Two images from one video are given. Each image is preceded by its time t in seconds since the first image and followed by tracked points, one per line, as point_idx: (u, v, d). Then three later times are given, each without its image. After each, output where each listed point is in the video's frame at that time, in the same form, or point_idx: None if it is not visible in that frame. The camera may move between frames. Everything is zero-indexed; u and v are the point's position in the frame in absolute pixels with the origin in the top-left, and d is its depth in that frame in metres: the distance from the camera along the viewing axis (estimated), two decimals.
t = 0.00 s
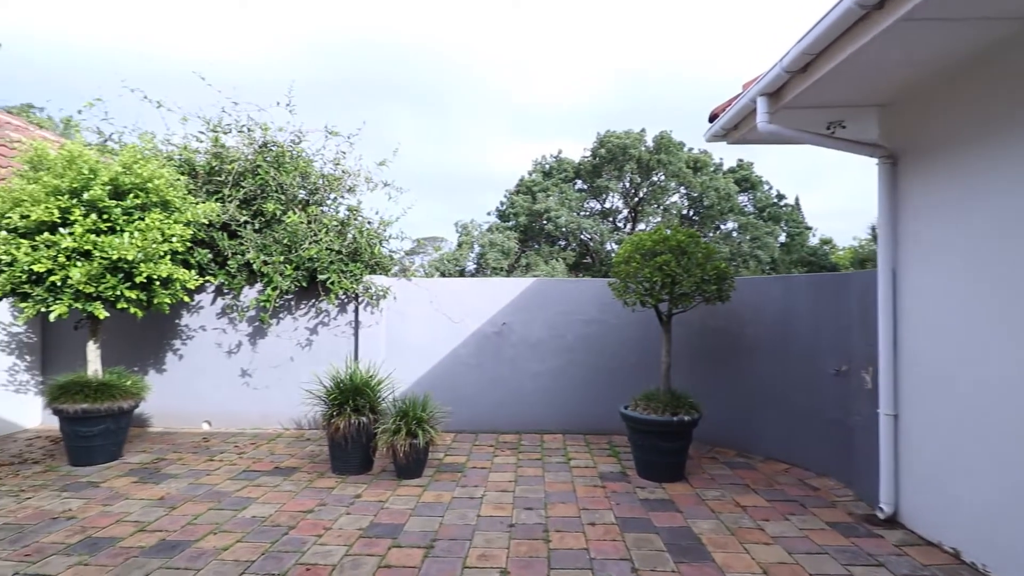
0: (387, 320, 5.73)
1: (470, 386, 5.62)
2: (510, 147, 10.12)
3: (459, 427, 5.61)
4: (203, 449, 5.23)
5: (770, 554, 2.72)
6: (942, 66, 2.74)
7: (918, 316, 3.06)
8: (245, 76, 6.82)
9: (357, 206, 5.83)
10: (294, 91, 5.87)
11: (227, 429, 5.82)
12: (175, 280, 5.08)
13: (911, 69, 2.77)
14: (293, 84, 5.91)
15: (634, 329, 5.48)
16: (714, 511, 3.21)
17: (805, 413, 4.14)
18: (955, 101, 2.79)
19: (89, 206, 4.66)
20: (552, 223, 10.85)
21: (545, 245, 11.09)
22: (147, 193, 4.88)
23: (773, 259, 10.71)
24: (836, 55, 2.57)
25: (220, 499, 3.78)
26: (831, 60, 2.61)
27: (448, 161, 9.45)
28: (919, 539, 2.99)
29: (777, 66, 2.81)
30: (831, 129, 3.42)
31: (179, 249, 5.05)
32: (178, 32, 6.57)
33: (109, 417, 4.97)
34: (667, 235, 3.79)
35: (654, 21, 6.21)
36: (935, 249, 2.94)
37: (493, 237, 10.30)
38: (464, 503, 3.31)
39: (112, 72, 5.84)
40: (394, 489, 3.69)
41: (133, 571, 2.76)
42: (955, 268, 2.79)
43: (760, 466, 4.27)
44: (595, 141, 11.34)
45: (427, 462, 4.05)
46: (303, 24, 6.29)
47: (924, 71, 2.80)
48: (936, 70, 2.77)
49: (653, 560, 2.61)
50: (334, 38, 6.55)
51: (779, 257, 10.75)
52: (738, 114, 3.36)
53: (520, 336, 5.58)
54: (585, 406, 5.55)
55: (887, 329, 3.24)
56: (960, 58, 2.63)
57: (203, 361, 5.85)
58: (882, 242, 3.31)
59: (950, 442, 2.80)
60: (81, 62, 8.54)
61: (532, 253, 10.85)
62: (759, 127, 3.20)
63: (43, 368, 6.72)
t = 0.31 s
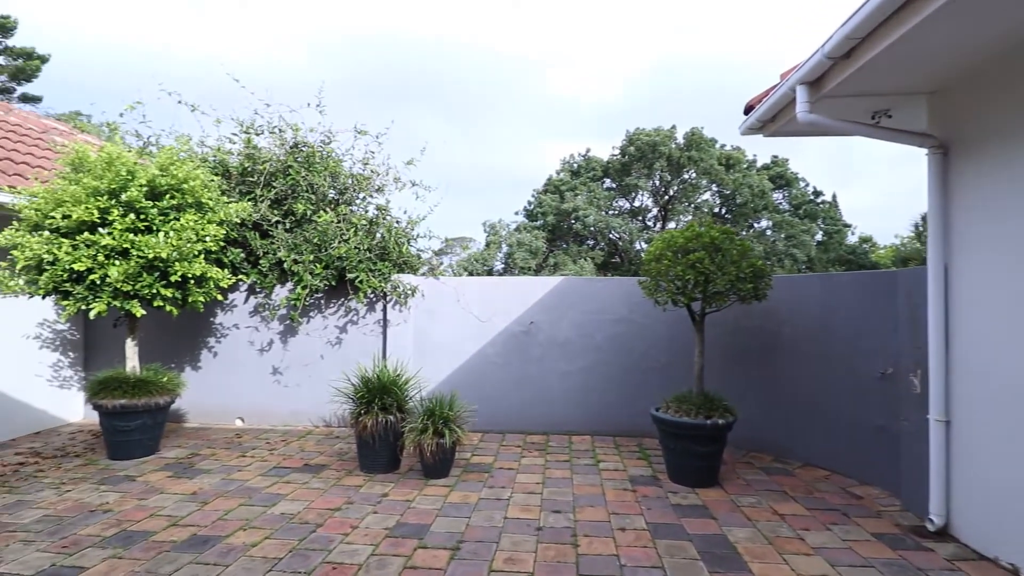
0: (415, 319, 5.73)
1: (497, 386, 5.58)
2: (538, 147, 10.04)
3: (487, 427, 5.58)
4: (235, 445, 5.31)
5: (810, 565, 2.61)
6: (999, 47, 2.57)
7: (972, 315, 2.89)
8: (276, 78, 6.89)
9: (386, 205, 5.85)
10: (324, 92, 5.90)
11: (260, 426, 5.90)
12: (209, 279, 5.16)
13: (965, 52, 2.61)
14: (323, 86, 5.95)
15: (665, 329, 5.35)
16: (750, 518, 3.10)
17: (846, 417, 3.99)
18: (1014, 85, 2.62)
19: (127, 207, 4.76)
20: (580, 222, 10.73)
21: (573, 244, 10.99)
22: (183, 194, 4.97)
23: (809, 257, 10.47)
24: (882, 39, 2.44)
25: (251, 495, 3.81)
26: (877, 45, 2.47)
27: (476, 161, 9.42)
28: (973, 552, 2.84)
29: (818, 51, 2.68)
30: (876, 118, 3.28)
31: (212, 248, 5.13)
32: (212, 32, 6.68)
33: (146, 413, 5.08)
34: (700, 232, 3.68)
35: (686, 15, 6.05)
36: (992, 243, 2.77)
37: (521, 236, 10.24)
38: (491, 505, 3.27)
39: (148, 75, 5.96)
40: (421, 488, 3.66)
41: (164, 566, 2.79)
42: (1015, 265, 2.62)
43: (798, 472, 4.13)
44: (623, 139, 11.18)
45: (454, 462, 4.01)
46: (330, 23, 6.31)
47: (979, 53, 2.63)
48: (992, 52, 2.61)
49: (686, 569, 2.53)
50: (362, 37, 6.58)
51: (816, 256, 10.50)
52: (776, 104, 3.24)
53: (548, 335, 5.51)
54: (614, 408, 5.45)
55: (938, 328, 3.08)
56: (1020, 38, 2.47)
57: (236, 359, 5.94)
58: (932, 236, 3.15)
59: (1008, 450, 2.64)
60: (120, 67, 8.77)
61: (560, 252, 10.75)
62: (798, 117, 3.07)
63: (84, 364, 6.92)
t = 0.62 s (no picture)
0: (437, 318, 5.70)
1: (520, 386, 5.53)
2: (562, 147, 9.96)
3: (510, 428, 5.54)
4: (260, 442, 5.35)
5: None
6: None
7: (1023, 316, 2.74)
8: (300, 79, 6.94)
9: (409, 205, 5.85)
10: (347, 92, 5.91)
11: (284, 423, 5.94)
12: (235, 278, 5.20)
13: (1015, 36, 2.46)
14: (347, 86, 5.96)
15: (692, 329, 5.23)
16: (783, 526, 3.00)
17: (884, 422, 3.84)
18: None
19: (155, 207, 4.81)
20: (603, 221, 10.60)
21: (597, 244, 10.86)
22: (209, 194, 5.02)
23: (841, 256, 10.24)
24: (925, 23, 2.32)
25: (273, 493, 3.82)
26: (919, 29, 2.35)
27: (499, 162, 9.38)
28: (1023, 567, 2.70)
29: (856, 37, 2.56)
30: (917, 108, 3.21)
31: (238, 247, 5.17)
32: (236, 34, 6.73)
33: (174, 410, 5.15)
34: (729, 229, 3.58)
35: (713, 12, 5.92)
36: None
37: (543, 236, 10.15)
38: (513, 507, 3.22)
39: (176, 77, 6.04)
40: (443, 489, 3.62)
41: (187, 563, 2.79)
42: None
43: (833, 478, 3.99)
44: (648, 137, 11.03)
45: (475, 463, 3.96)
46: (352, 23, 6.32)
47: None
48: None
49: None
50: (384, 36, 6.58)
51: (848, 255, 10.27)
52: (809, 96, 3.12)
53: (572, 335, 5.44)
54: (638, 409, 5.35)
55: (985, 329, 2.94)
56: None
57: (262, 357, 5.99)
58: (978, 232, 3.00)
59: None
60: (150, 71, 8.93)
61: (583, 252, 10.64)
62: (833, 108, 2.95)
63: (117, 361, 7.06)
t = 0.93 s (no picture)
0: (458, 317, 5.66)
1: (541, 387, 5.47)
2: (584, 146, 9.87)
3: (531, 429, 5.49)
4: (283, 440, 5.37)
5: None
6: None
7: None
8: (323, 79, 6.97)
9: (429, 203, 5.83)
10: (368, 91, 5.91)
11: (307, 421, 5.97)
12: (258, 277, 5.23)
13: None
14: (368, 85, 5.95)
15: (718, 329, 5.11)
16: (815, 535, 2.89)
17: (922, 426, 3.70)
18: None
19: (180, 206, 4.85)
20: (625, 220, 10.47)
21: (619, 243, 10.75)
22: (233, 193, 5.06)
23: (872, 255, 10.07)
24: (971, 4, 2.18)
25: (294, 491, 3.82)
26: (964, 11, 2.22)
27: (521, 161, 9.33)
28: None
29: (895, 20, 2.43)
30: (958, 98, 3.00)
31: (261, 246, 5.20)
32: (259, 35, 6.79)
33: (198, 407, 5.20)
34: (758, 225, 3.48)
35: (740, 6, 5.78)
36: None
37: (564, 236, 10.07)
38: (534, 509, 3.17)
39: (201, 79, 6.10)
40: (463, 489, 3.58)
41: (207, 560, 2.79)
42: None
43: (867, 485, 3.86)
44: (671, 134, 10.88)
45: (495, 463, 3.91)
46: (375, 22, 6.34)
47: None
48: None
49: None
50: (406, 34, 6.57)
51: (879, 253, 10.08)
52: (843, 85, 3.00)
53: (594, 335, 5.35)
54: (662, 411, 5.25)
55: None
56: None
57: (285, 355, 6.03)
58: None
59: None
60: (177, 73, 9.06)
61: (605, 251, 10.53)
62: (869, 96, 2.82)
63: (145, 359, 7.17)
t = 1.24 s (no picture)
0: (481, 316, 5.62)
1: (566, 387, 5.39)
2: (608, 145, 9.77)
3: (556, 430, 5.42)
4: (308, 438, 5.40)
5: None
6: None
7: None
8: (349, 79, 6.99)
9: (453, 202, 5.80)
10: (392, 90, 5.91)
11: (331, 420, 6.00)
12: (284, 275, 5.26)
13: None
14: (392, 84, 5.95)
15: (748, 330, 4.97)
16: (854, 545, 2.77)
17: (968, 431, 3.54)
18: None
19: (208, 206, 4.90)
20: (651, 219, 10.31)
21: (644, 242, 10.58)
22: (259, 193, 5.09)
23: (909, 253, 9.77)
24: None
25: (318, 489, 3.81)
26: None
27: (545, 161, 9.25)
28: None
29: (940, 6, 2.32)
30: (1009, 83, 2.94)
31: (287, 245, 5.23)
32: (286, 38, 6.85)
33: (226, 404, 5.25)
34: (792, 221, 3.36)
35: (771, 2, 5.62)
36: None
37: (589, 235, 9.97)
38: (559, 512, 3.11)
39: (229, 81, 6.17)
40: (486, 490, 3.54)
41: (232, 558, 2.80)
42: None
43: (908, 493, 3.71)
44: (698, 132, 10.70)
45: (519, 464, 3.85)
46: (400, 21, 6.34)
47: None
48: None
49: None
50: (429, 33, 6.56)
51: (916, 251, 9.78)
52: (882, 74, 2.89)
53: (619, 335, 5.26)
54: (689, 413, 5.13)
55: None
56: None
57: (310, 354, 6.06)
58: None
59: None
60: (206, 75, 9.20)
61: (630, 251, 10.38)
62: (913, 86, 2.69)
63: (176, 356, 7.28)
